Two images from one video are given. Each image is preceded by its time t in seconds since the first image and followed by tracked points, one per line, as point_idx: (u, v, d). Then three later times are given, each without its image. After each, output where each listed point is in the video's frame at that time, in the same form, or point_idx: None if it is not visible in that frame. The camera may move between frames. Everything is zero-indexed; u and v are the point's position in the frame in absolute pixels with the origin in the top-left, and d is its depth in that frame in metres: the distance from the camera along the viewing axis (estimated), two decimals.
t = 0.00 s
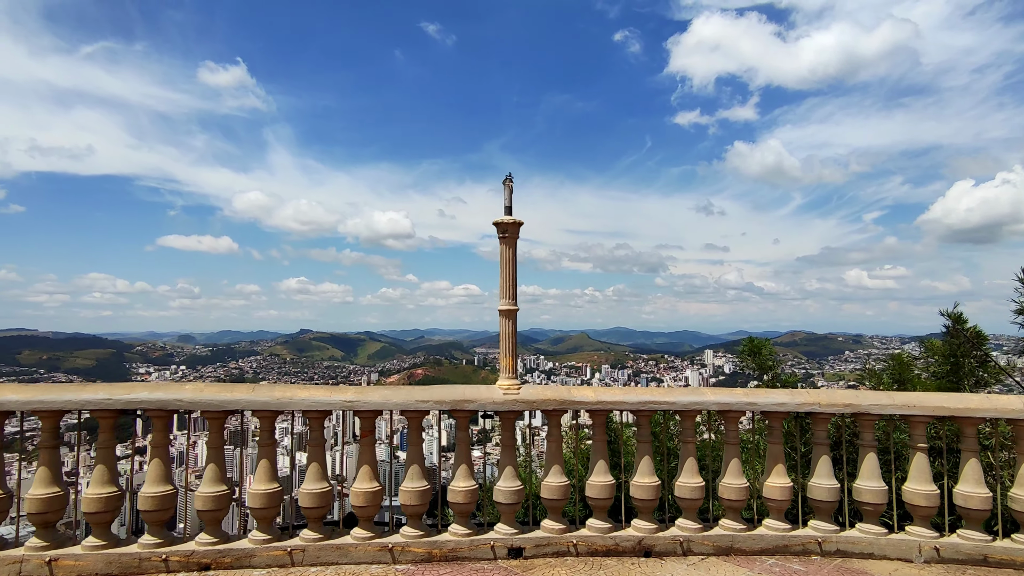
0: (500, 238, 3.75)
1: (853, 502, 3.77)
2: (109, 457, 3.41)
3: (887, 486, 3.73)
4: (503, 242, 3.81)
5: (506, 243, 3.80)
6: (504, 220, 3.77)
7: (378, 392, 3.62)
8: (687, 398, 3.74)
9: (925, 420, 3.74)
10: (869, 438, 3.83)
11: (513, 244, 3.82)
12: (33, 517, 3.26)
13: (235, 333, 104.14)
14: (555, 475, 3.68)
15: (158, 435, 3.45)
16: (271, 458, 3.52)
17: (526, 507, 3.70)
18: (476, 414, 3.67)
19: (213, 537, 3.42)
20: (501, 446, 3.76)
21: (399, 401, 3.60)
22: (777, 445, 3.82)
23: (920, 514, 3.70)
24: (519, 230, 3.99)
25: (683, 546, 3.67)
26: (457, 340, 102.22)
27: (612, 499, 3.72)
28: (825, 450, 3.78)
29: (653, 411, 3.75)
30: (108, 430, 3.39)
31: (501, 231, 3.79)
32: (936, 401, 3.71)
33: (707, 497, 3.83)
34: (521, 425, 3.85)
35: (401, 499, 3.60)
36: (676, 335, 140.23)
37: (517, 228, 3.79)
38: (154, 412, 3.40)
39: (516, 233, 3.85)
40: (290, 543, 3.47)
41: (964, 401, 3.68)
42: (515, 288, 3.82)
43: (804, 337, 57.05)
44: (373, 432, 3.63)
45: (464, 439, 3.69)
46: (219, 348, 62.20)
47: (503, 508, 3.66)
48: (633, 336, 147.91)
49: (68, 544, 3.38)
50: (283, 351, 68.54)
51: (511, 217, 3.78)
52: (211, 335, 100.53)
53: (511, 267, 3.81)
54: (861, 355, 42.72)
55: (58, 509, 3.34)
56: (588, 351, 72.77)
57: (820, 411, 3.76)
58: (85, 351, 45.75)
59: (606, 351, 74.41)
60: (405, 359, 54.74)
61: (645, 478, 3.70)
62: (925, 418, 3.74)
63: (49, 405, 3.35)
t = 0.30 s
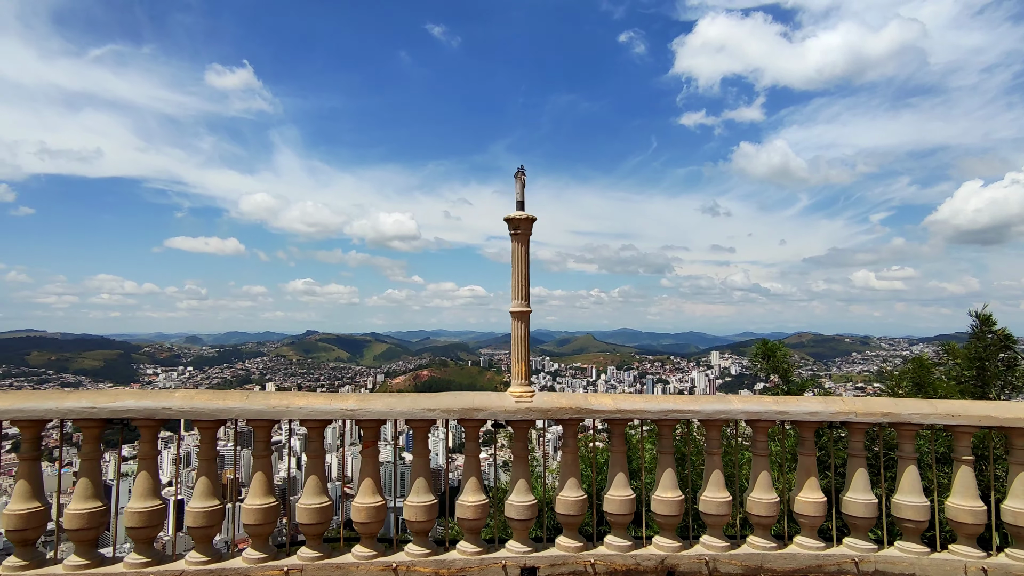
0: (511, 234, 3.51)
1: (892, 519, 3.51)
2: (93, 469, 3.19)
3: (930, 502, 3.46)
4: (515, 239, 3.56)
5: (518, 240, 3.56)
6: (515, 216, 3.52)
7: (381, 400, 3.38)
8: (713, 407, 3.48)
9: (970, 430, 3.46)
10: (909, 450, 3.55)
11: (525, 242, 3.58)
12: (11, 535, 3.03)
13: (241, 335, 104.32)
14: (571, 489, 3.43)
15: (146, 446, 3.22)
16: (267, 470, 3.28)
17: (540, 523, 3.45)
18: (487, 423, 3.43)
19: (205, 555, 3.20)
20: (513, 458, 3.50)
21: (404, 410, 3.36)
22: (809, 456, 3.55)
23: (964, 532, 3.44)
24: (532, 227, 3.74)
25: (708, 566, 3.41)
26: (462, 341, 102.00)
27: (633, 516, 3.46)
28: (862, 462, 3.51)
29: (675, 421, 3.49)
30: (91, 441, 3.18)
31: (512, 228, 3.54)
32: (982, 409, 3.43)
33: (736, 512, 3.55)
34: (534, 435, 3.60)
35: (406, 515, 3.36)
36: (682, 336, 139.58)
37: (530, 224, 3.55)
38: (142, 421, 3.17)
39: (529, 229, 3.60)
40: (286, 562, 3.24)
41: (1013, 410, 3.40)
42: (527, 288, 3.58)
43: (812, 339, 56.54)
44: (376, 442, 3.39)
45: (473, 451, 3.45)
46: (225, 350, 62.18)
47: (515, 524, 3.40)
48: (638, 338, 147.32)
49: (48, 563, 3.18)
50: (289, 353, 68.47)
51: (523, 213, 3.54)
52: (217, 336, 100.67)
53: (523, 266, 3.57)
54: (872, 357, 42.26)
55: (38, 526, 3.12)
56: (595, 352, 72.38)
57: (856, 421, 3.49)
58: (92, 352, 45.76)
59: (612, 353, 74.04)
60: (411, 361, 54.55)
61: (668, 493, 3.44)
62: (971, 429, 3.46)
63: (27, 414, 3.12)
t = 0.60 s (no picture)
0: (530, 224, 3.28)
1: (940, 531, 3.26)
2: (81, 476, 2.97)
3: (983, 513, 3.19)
4: (534, 230, 3.33)
5: (537, 231, 3.32)
6: (535, 204, 3.29)
7: (390, 402, 3.15)
8: (748, 410, 3.22)
9: None
10: (959, 456, 3.29)
11: (545, 232, 3.35)
12: None
13: (248, 336, 104.55)
14: (595, 499, 3.19)
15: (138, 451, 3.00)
16: (268, 477, 3.07)
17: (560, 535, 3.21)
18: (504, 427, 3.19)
19: (201, 569, 2.99)
20: (532, 464, 3.27)
21: (415, 413, 3.12)
22: (850, 463, 3.30)
23: (1021, 546, 3.17)
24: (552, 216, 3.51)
25: None
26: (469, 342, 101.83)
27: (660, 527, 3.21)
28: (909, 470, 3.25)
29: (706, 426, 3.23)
30: (80, 446, 2.96)
31: (531, 218, 3.31)
32: None
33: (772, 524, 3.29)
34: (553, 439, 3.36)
35: (417, 526, 3.12)
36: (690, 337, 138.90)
37: (551, 213, 3.31)
38: (134, 425, 2.95)
39: (548, 219, 3.36)
40: None
41: None
42: (546, 282, 3.34)
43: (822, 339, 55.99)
44: (385, 447, 3.17)
45: (489, 457, 3.22)
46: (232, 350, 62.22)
47: (534, 536, 3.16)
48: (646, 339, 146.73)
49: None
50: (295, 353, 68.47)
51: (543, 201, 3.30)
52: (224, 337, 100.94)
53: (542, 258, 3.34)
54: (884, 358, 41.73)
55: (24, 537, 2.91)
56: (602, 353, 72.02)
57: (902, 425, 3.23)
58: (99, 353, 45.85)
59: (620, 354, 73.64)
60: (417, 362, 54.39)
61: (699, 502, 3.20)
62: None
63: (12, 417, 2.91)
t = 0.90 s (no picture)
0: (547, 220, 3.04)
1: (994, 553, 2.99)
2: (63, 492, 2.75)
3: None
4: (551, 226, 3.09)
5: (555, 227, 3.08)
6: (553, 198, 3.05)
7: (397, 413, 2.92)
8: (784, 421, 2.97)
9: None
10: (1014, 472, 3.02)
11: (563, 228, 3.11)
12: None
13: (256, 336, 104.81)
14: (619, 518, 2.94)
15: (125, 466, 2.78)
16: (265, 493, 2.84)
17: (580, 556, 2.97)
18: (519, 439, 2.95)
19: None
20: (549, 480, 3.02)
21: (423, 425, 2.89)
22: (895, 479, 3.03)
23: None
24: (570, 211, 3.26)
25: None
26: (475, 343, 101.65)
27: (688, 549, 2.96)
28: (960, 486, 2.98)
29: (738, 438, 2.98)
30: (63, 460, 2.74)
31: (548, 213, 3.07)
32: None
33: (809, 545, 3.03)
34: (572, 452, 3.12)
35: (425, 546, 2.89)
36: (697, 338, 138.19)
37: (570, 208, 3.07)
38: (120, 437, 2.73)
39: (567, 214, 3.12)
40: None
41: None
42: (565, 282, 3.10)
43: (832, 340, 55.43)
44: (391, 461, 2.94)
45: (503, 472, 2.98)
46: (239, 351, 62.31)
47: (552, 557, 2.92)
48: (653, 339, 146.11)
49: None
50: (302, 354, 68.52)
51: (562, 195, 3.06)
52: (232, 338, 101.21)
53: (560, 256, 3.10)
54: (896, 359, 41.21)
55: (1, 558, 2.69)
56: (609, 354, 71.66)
57: (952, 438, 2.97)
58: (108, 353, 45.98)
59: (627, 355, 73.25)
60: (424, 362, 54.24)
61: (731, 522, 2.94)
62: None
63: None
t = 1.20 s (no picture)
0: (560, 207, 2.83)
1: None
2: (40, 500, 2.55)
3: None
4: (565, 214, 2.88)
5: (568, 215, 2.87)
6: (567, 184, 2.83)
7: (399, 415, 2.70)
8: (817, 425, 2.74)
9: None
10: None
11: (577, 217, 2.89)
12: None
13: (263, 336, 105.15)
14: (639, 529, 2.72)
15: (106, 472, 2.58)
16: (257, 502, 2.63)
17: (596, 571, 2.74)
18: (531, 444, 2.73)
19: None
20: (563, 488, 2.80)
21: (427, 429, 2.67)
22: (938, 488, 2.79)
23: None
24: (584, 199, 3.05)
25: None
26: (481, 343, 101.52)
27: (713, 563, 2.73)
28: (1009, 495, 2.74)
29: (767, 443, 2.75)
30: (40, 465, 2.55)
31: (561, 200, 2.85)
32: None
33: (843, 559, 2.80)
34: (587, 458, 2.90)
35: (429, 560, 2.67)
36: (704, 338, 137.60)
37: (585, 194, 2.86)
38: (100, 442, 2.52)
39: (581, 201, 2.91)
40: None
41: None
42: (579, 274, 2.89)
43: (842, 341, 54.94)
44: (393, 468, 2.72)
45: (513, 479, 2.76)
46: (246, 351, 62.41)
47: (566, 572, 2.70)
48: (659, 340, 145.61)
49: None
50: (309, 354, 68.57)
51: (577, 180, 2.85)
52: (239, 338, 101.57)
53: (574, 247, 2.88)
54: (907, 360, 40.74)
55: None
56: (616, 354, 71.33)
57: (1000, 444, 2.73)
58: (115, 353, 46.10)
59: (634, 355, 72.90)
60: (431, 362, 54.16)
61: (761, 534, 2.72)
62: None
63: None
